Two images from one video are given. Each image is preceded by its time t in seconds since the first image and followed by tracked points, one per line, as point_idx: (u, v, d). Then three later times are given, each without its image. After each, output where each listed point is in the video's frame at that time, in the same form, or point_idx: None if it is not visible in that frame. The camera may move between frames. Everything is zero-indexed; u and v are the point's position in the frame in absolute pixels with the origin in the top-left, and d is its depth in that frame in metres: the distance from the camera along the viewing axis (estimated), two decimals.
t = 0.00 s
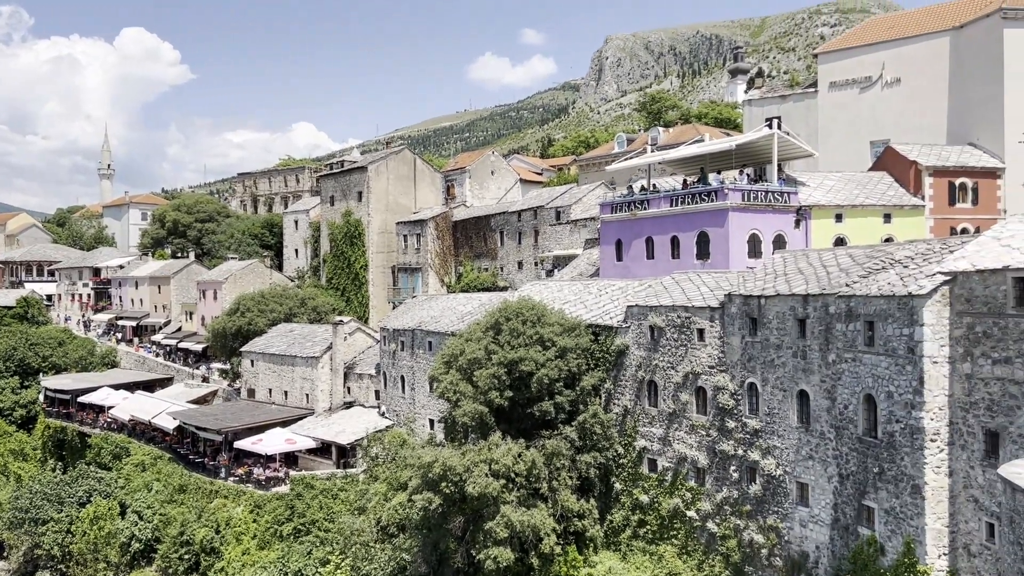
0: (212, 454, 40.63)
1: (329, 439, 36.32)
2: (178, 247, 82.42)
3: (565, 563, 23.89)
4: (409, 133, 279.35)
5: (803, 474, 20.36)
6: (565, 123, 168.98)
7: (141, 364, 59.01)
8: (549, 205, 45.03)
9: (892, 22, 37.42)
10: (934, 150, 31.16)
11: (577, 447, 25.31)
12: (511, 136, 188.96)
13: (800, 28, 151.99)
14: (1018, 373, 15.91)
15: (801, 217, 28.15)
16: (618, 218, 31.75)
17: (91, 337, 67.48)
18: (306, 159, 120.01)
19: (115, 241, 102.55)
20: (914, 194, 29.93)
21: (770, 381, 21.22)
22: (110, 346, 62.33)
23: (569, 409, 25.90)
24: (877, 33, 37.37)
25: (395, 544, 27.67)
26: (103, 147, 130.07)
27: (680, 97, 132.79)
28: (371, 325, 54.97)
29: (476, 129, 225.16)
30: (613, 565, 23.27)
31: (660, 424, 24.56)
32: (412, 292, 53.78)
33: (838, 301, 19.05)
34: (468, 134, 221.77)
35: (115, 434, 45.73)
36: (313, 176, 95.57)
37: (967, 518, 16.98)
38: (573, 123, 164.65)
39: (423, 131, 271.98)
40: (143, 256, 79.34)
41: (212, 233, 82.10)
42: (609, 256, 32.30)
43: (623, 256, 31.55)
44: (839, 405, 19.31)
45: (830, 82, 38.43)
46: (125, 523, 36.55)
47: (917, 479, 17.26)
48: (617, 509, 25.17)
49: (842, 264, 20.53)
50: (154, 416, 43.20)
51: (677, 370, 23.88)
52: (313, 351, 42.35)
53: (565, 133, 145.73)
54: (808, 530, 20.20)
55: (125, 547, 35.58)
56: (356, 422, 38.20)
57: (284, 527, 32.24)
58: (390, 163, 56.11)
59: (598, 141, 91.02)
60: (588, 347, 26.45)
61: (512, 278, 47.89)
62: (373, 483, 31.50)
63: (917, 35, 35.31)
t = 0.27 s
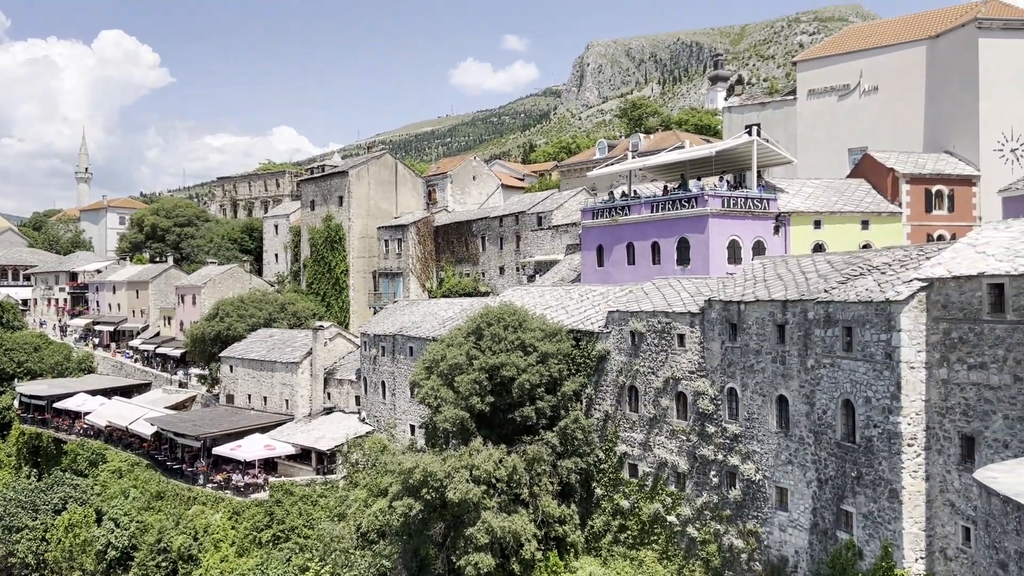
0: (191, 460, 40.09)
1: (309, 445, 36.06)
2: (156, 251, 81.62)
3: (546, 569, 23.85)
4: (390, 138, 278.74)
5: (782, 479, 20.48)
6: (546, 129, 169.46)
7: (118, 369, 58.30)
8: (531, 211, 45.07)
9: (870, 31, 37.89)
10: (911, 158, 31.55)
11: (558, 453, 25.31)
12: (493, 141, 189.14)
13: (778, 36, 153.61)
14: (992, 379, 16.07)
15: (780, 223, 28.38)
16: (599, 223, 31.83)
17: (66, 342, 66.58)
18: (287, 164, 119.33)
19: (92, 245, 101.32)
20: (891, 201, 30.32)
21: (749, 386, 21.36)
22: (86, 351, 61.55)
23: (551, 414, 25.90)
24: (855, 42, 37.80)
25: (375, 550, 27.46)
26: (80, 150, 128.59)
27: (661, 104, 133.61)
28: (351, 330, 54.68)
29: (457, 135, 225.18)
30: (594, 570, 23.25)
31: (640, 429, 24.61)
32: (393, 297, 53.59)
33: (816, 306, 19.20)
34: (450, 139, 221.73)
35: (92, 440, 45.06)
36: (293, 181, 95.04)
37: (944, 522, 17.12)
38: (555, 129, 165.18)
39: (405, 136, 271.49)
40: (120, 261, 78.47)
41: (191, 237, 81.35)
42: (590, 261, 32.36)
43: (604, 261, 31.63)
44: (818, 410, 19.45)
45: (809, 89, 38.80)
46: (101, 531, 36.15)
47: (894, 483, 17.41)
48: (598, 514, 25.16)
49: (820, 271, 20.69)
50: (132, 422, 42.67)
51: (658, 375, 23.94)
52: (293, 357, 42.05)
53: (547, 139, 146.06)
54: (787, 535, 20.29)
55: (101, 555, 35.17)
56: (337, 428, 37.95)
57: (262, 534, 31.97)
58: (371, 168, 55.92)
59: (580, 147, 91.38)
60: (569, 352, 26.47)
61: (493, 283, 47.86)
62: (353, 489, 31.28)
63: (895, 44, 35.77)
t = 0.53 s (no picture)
0: (173, 466, 39.74)
1: (292, 451, 35.82)
2: (138, 255, 80.92)
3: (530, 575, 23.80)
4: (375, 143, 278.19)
5: (765, 484, 20.56)
6: (531, 134, 169.75)
7: (99, 375, 57.70)
8: (516, 216, 45.07)
9: (852, 40, 38.26)
10: (893, 165, 31.88)
11: (543, 458, 25.30)
12: (478, 147, 189.21)
13: (762, 44, 154.81)
14: (972, 385, 16.19)
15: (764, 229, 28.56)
16: (584, 229, 31.90)
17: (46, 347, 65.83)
18: (271, 168, 118.79)
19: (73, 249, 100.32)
20: (873, 209, 30.61)
21: (733, 391, 21.45)
22: (66, 356, 60.90)
23: (535, 420, 25.89)
24: (837, 50, 38.14)
25: (358, 557, 27.08)
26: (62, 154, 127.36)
27: (646, 110, 134.18)
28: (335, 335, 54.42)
29: (442, 140, 225.03)
30: None
31: (625, 434, 24.65)
32: (378, 302, 53.41)
33: (799, 312, 19.33)
34: (435, 144, 221.58)
35: (72, 446, 44.54)
36: (277, 185, 94.58)
37: (925, 526, 17.23)
38: (540, 134, 165.47)
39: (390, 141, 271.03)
40: (102, 265, 77.73)
41: (174, 241, 80.71)
42: (575, 266, 32.41)
43: (589, 267, 31.68)
44: (801, 415, 19.55)
45: (792, 97, 39.11)
46: (81, 538, 35.77)
47: (877, 488, 17.52)
48: (582, 519, 25.15)
49: (803, 277, 20.83)
50: (113, 428, 42.24)
51: (642, 381, 23.99)
52: (276, 362, 41.78)
53: (532, 144, 146.26)
54: (770, 540, 20.36)
55: (81, 563, 34.88)
56: (320, 434, 37.73)
57: (245, 541, 31.47)
58: (355, 172, 55.75)
59: (565, 153, 91.61)
60: (554, 358, 26.48)
61: (478, 288, 47.81)
62: (337, 495, 31.07)
63: (876, 52, 36.13)
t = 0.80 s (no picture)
0: (158, 472, 39.50)
1: (278, 457, 35.59)
2: (123, 260, 80.35)
3: None
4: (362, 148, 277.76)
5: (752, 489, 20.61)
6: (519, 140, 170.01)
7: (83, 380, 57.22)
8: (503, 221, 45.07)
9: (837, 47, 38.55)
10: (878, 172, 32.13)
11: (530, 464, 25.27)
12: (466, 152, 189.26)
13: (748, 51, 155.85)
14: (956, 390, 16.26)
15: (750, 235, 28.70)
16: (572, 234, 31.95)
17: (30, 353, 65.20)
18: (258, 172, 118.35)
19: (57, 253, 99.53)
20: (858, 215, 30.82)
21: (720, 397, 21.52)
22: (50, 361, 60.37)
23: (523, 425, 25.86)
24: (822, 57, 38.42)
25: (343, 563, 27.26)
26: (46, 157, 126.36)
27: (633, 116, 134.74)
28: (322, 340, 54.18)
29: (430, 145, 224.96)
30: None
31: (612, 439, 24.65)
32: (365, 307, 53.23)
33: (785, 318, 19.42)
34: (423, 149, 221.52)
35: (55, 452, 44.13)
36: (264, 190, 94.22)
37: (910, 531, 17.28)
38: (528, 139, 165.78)
39: (378, 146, 270.64)
40: (86, 269, 77.13)
41: (159, 245, 80.18)
42: (563, 271, 32.44)
43: (577, 272, 31.71)
44: (787, 420, 19.63)
45: (778, 103, 39.35)
46: (64, 545, 35.41)
47: (862, 493, 17.58)
48: (569, 525, 25.09)
49: (789, 283, 20.93)
50: (97, 433, 41.89)
51: (629, 386, 24.02)
52: (262, 367, 41.54)
53: (520, 150, 146.49)
54: (756, 545, 20.40)
55: (64, 570, 34.52)
56: (306, 440, 37.52)
57: (230, 547, 31.19)
58: (343, 177, 55.60)
59: (552, 158, 91.80)
60: (541, 363, 26.48)
61: (466, 293, 47.75)
62: (323, 501, 30.92)
63: (861, 60, 36.42)
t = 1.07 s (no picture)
0: (145, 477, 39.27)
1: (267, 462, 35.42)
2: (111, 264, 79.86)
3: None
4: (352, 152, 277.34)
5: (741, 494, 20.65)
6: (509, 144, 170.16)
7: (71, 385, 56.81)
8: (494, 226, 45.08)
9: (825, 54, 38.82)
10: (866, 178, 32.32)
11: (520, 469, 25.24)
12: (456, 156, 189.30)
13: (738, 57, 156.72)
14: (944, 395, 16.35)
15: (739, 240, 28.81)
16: (562, 239, 31.97)
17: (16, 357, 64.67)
18: (248, 176, 117.93)
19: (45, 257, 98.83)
20: (847, 221, 30.97)
21: (709, 401, 21.57)
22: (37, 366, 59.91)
23: (513, 430, 25.84)
24: (811, 64, 38.67)
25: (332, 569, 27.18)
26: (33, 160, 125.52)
27: (623, 121, 135.15)
28: (312, 345, 53.98)
29: (420, 149, 224.88)
30: None
31: (602, 444, 24.66)
32: (355, 312, 53.08)
33: (774, 323, 19.48)
34: (413, 153, 221.39)
35: (42, 458, 43.78)
36: (254, 194, 93.90)
37: (898, 535, 17.33)
38: (518, 144, 165.97)
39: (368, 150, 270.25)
40: (74, 274, 76.62)
41: (148, 249, 79.72)
42: (553, 276, 32.45)
43: (567, 277, 31.73)
44: (776, 425, 19.68)
45: (767, 109, 39.55)
46: (50, 551, 35.14)
47: (851, 497, 17.63)
48: (559, 530, 25.05)
49: (778, 288, 21.00)
50: (84, 439, 41.57)
51: (619, 391, 24.04)
52: (251, 372, 41.34)
53: (510, 154, 146.67)
54: (746, 549, 20.42)
55: None
56: (296, 445, 37.35)
57: (217, 553, 30.75)
58: (333, 181, 55.49)
59: (543, 163, 91.97)
60: (531, 368, 26.48)
61: (456, 298, 47.70)
62: (312, 506, 30.74)
63: (849, 67, 36.67)
